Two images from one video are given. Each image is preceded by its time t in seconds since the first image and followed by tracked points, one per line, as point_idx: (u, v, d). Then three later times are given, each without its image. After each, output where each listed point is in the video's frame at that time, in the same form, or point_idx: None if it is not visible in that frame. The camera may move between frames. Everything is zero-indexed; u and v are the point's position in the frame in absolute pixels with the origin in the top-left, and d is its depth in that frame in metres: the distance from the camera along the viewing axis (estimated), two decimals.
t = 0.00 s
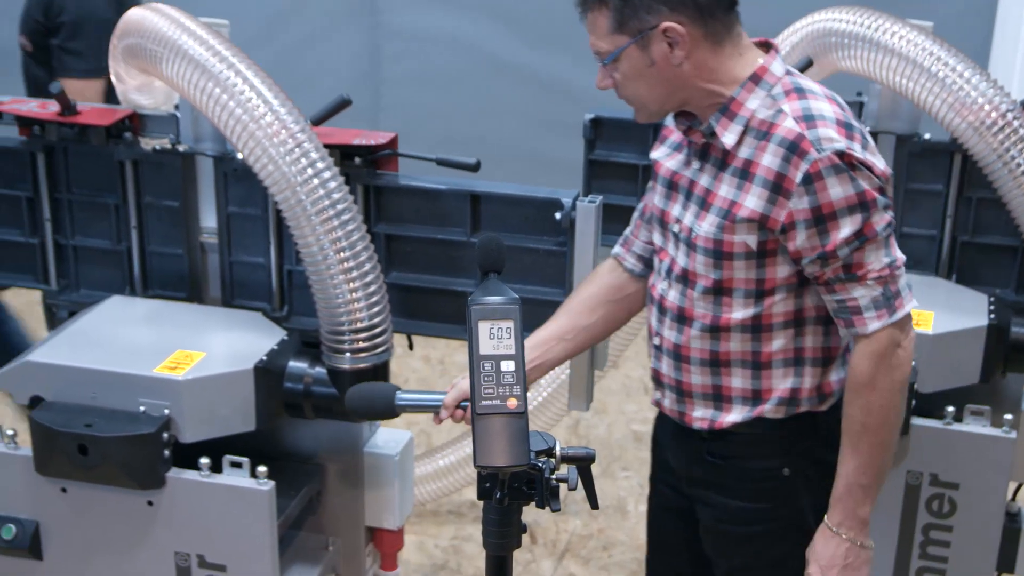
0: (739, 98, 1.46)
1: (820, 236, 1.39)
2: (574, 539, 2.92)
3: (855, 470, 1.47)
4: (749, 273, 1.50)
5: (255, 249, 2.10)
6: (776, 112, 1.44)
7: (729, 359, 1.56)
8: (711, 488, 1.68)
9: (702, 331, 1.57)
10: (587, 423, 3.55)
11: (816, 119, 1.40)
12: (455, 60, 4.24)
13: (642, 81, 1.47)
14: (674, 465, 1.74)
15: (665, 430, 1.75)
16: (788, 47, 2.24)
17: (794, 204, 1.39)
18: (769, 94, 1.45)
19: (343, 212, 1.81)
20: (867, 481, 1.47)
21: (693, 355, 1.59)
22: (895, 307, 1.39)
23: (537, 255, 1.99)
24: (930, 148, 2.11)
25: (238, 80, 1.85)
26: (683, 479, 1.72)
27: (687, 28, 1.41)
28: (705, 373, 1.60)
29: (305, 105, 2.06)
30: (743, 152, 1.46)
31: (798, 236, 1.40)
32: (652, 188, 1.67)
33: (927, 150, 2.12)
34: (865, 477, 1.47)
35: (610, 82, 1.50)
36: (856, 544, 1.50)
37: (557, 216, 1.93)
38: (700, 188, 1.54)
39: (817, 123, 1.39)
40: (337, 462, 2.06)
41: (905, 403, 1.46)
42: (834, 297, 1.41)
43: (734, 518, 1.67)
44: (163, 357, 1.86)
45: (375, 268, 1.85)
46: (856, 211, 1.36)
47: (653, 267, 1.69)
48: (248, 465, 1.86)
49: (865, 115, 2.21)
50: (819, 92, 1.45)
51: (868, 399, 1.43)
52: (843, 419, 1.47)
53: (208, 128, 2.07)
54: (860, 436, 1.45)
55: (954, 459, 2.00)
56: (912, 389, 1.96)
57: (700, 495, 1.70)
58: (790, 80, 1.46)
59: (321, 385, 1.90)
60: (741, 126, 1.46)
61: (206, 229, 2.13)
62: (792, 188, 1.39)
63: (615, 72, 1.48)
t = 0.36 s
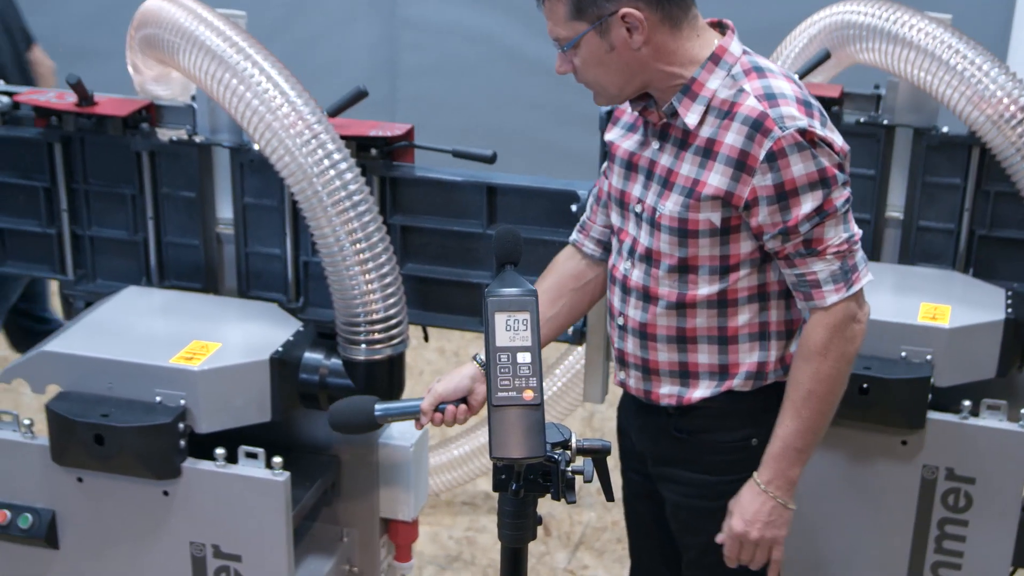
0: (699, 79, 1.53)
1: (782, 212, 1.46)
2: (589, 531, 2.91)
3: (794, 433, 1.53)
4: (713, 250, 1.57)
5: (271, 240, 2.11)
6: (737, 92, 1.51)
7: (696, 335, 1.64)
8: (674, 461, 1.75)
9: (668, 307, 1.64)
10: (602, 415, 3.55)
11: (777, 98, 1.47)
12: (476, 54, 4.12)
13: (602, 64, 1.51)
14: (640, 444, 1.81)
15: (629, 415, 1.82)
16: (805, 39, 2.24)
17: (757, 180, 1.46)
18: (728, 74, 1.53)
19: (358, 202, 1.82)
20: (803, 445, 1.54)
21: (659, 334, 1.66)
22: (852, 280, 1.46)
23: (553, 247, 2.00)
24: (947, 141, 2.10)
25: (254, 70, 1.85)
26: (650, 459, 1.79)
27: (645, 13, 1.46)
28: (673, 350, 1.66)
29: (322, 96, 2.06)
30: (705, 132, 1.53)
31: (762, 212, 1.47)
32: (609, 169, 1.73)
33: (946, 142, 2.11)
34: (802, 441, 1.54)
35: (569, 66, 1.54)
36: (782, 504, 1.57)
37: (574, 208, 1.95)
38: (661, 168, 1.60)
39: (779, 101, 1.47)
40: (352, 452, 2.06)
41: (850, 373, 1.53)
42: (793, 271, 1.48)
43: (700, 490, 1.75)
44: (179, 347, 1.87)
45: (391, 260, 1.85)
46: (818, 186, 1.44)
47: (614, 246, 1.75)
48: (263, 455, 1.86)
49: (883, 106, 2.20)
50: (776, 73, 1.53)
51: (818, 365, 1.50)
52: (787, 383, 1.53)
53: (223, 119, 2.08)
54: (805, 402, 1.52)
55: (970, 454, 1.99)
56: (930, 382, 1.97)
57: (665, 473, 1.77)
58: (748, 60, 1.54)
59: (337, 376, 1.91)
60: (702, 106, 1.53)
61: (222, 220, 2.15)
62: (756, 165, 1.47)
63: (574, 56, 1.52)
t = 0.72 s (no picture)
0: (688, 75, 1.52)
1: (776, 205, 1.46)
2: (598, 525, 2.91)
3: (801, 425, 1.53)
4: (707, 244, 1.57)
5: (281, 233, 2.11)
6: (727, 86, 1.50)
7: (689, 328, 1.64)
8: (670, 453, 1.76)
9: (662, 302, 1.64)
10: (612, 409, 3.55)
11: (768, 92, 1.47)
12: (488, 51, 4.08)
13: (591, 62, 1.49)
14: (636, 436, 1.81)
15: (622, 408, 1.82)
16: (815, 35, 2.24)
17: (750, 175, 1.45)
18: (717, 69, 1.51)
19: (368, 195, 1.81)
20: (811, 435, 1.54)
21: (653, 327, 1.66)
22: (846, 271, 1.47)
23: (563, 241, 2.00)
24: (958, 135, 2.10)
25: (265, 63, 1.85)
26: (646, 451, 1.79)
27: (633, 12, 1.44)
28: (666, 343, 1.67)
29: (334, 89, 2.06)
30: (695, 127, 1.52)
31: (756, 206, 1.47)
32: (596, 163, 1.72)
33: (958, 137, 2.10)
34: (807, 432, 1.53)
35: (557, 65, 1.52)
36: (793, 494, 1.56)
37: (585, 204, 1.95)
38: (651, 163, 1.59)
39: (770, 96, 1.46)
40: (362, 446, 2.07)
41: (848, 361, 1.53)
42: (788, 263, 1.48)
43: (697, 481, 1.75)
44: (190, 340, 1.87)
45: (402, 253, 1.85)
46: (811, 179, 1.43)
47: (603, 240, 1.74)
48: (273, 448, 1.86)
49: (894, 99, 2.20)
50: (763, 66, 1.52)
51: (820, 356, 1.50)
52: (788, 375, 1.53)
53: (234, 111, 2.08)
54: (808, 394, 1.51)
55: (981, 449, 1.99)
56: (942, 377, 1.96)
57: (662, 466, 1.77)
58: (736, 54, 1.53)
59: (347, 369, 1.92)
60: (692, 101, 1.52)
61: (233, 213, 2.14)
62: (749, 160, 1.46)
63: (562, 55, 1.50)
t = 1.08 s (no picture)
0: (682, 69, 1.51)
1: (771, 199, 1.45)
2: (604, 520, 2.91)
3: (803, 419, 1.53)
4: (703, 239, 1.57)
5: (288, 227, 2.11)
6: (720, 80, 1.49)
7: (688, 323, 1.64)
8: (671, 449, 1.76)
9: (660, 298, 1.64)
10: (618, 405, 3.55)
11: (761, 86, 1.46)
12: (494, 46, 4.07)
13: (584, 60, 1.49)
14: (637, 432, 1.81)
15: (624, 404, 1.83)
16: (823, 30, 2.23)
17: (744, 169, 1.45)
18: (710, 63, 1.51)
19: (376, 190, 1.81)
20: (814, 429, 1.54)
21: (651, 323, 1.66)
22: (844, 263, 1.46)
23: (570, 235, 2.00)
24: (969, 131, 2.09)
25: (272, 58, 1.85)
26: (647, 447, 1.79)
27: (623, 9, 1.44)
28: (666, 339, 1.67)
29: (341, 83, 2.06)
30: (690, 122, 1.52)
31: (751, 200, 1.47)
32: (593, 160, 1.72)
33: (965, 132, 2.10)
34: (809, 426, 1.53)
35: (552, 65, 1.52)
36: (797, 489, 1.56)
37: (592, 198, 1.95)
38: (646, 159, 1.59)
39: (763, 89, 1.46)
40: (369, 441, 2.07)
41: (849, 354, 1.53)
42: (786, 257, 1.48)
43: (698, 477, 1.75)
44: (197, 334, 1.87)
45: (408, 247, 1.85)
46: (806, 172, 1.43)
47: (601, 236, 1.74)
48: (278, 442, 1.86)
49: (902, 94, 2.18)
50: (757, 58, 1.51)
51: (820, 350, 1.50)
52: (788, 370, 1.53)
53: (241, 106, 2.07)
54: (809, 387, 1.51)
55: (987, 444, 1.98)
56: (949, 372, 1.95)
57: (662, 461, 1.78)
58: (729, 47, 1.52)
59: (354, 363, 1.92)
60: (685, 96, 1.51)
61: (239, 208, 2.14)
62: (743, 154, 1.46)
63: (555, 54, 1.50)
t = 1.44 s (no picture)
0: (678, 68, 1.51)
1: (767, 197, 1.45)
2: (607, 518, 2.91)
3: (795, 418, 1.53)
4: (699, 238, 1.57)
5: (291, 224, 2.11)
6: (717, 78, 1.49)
7: (685, 322, 1.64)
8: (670, 448, 1.76)
9: (657, 296, 1.64)
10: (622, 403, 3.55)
11: (757, 83, 1.46)
12: (498, 44, 4.07)
13: (580, 58, 1.49)
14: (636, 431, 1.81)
15: (624, 403, 1.83)
16: (827, 29, 2.23)
17: (740, 167, 1.45)
18: (707, 61, 1.51)
19: (379, 188, 1.81)
20: (807, 428, 1.54)
21: (649, 322, 1.66)
22: (840, 262, 1.46)
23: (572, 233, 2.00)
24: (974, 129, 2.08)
25: (276, 55, 1.85)
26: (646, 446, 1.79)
27: (619, 6, 1.44)
28: (663, 338, 1.67)
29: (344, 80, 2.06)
30: (686, 120, 1.52)
31: (748, 198, 1.47)
32: (592, 159, 1.72)
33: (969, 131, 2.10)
34: (803, 425, 1.53)
35: (548, 63, 1.52)
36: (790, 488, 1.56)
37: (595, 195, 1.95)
38: (644, 157, 1.59)
39: (759, 87, 1.45)
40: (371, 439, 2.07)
41: (844, 355, 1.52)
42: (782, 255, 1.47)
43: (697, 476, 1.75)
44: (200, 332, 1.87)
45: (411, 243, 1.85)
46: (802, 170, 1.43)
47: (599, 235, 1.74)
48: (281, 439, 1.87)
49: (906, 92, 2.18)
50: (754, 56, 1.51)
51: (815, 348, 1.49)
52: (782, 369, 1.53)
53: (245, 104, 2.07)
54: (803, 386, 1.51)
55: (991, 443, 1.98)
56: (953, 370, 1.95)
57: (662, 460, 1.78)
58: (727, 45, 1.52)
59: (357, 361, 1.92)
60: (682, 94, 1.51)
61: (243, 206, 2.15)
62: (739, 152, 1.46)
63: (551, 53, 1.50)
